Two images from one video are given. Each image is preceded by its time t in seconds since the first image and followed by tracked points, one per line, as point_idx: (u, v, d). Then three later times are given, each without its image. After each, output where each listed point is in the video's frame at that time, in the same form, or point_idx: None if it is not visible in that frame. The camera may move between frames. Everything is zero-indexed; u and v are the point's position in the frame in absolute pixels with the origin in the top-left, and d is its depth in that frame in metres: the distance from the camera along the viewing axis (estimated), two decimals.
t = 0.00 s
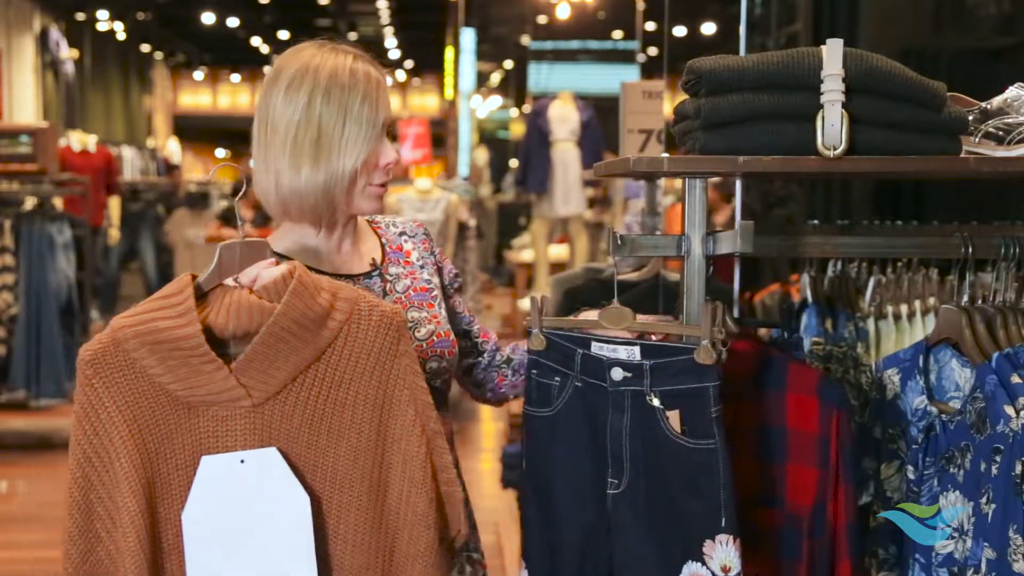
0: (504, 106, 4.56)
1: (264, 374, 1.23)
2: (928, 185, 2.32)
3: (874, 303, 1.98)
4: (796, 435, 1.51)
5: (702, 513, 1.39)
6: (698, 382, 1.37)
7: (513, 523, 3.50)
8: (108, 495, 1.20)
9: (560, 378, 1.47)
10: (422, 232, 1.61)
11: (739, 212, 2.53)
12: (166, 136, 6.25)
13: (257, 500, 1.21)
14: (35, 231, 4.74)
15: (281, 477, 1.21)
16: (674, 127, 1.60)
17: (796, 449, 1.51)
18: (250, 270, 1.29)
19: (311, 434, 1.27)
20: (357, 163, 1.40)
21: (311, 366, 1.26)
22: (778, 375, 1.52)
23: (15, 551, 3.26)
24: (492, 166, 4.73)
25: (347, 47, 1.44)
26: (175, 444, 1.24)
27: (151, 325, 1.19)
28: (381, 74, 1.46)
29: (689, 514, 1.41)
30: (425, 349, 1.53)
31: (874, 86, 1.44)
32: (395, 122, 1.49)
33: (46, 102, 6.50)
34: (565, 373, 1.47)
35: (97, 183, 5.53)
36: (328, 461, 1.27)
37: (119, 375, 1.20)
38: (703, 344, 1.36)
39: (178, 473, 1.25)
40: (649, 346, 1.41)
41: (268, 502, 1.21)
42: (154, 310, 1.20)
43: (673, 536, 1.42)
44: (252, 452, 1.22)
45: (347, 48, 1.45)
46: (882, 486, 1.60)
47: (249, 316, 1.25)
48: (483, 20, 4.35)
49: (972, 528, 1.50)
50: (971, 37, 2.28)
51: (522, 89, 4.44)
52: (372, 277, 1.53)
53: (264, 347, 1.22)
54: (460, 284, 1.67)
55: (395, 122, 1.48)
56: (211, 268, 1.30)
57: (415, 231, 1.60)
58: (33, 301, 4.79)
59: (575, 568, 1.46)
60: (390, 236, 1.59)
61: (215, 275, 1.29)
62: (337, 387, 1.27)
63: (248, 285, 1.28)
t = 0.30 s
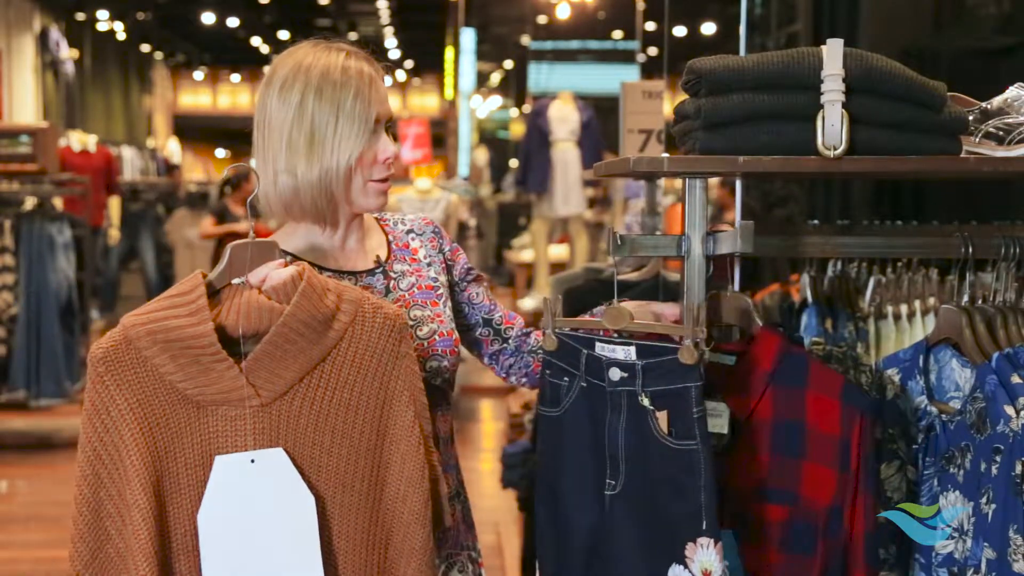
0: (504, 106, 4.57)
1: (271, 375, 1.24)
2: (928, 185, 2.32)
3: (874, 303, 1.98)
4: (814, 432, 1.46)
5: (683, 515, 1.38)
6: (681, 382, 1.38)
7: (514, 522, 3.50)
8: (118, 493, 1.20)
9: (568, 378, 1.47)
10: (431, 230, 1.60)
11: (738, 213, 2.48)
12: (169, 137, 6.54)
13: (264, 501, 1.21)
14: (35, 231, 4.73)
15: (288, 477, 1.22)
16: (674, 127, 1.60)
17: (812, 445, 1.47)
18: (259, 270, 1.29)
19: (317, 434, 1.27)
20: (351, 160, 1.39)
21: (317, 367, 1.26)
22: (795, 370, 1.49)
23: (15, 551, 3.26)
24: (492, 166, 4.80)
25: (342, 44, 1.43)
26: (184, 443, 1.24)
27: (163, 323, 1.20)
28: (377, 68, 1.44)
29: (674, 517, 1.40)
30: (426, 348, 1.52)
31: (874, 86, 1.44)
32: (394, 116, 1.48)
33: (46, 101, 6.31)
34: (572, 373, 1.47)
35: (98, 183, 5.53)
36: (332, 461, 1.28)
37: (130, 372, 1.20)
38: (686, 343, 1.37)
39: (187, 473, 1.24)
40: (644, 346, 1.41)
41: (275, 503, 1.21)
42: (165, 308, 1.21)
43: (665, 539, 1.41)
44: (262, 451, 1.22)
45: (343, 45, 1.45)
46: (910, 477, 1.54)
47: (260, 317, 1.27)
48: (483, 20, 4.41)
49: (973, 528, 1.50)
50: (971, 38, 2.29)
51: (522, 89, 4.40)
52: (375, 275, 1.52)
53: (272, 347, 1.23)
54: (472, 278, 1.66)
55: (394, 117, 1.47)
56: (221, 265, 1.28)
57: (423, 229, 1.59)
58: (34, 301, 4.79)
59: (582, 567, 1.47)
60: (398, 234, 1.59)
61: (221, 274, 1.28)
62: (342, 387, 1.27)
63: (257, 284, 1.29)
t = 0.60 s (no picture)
0: (504, 105, 4.57)
1: (264, 375, 1.24)
2: (928, 185, 2.32)
3: (874, 303, 1.98)
4: (824, 399, 1.50)
5: (662, 516, 1.39)
6: (659, 382, 1.40)
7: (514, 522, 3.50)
8: (106, 485, 1.20)
9: (577, 378, 1.50)
10: (426, 234, 1.59)
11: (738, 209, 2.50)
12: (166, 138, 6.67)
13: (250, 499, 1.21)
14: (35, 231, 4.73)
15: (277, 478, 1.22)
16: (674, 127, 1.60)
17: (822, 413, 1.50)
18: (257, 269, 1.30)
19: (306, 436, 1.27)
20: (346, 157, 1.39)
21: (310, 369, 1.26)
22: (805, 338, 1.52)
23: (15, 551, 3.27)
24: (491, 166, 4.77)
25: (341, 43, 1.43)
26: (175, 439, 1.24)
27: (162, 319, 1.21)
28: (374, 66, 1.45)
29: (655, 518, 1.40)
30: (416, 351, 1.50)
31: (874, 87, 1.44)
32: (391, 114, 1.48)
33: (46, 102, 6.31)
34: (580, 374, 1.50)
35: (97, 183, 5.53)
36: (320, 463, 1.27)
37: (126, 366, 1.20)
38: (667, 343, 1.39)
39: (177, 469, 1.25)
40: (639, 346, 1.43)
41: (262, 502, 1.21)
42: (165, 305, 1.22)
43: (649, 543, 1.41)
44: (252, 450, 1.23)
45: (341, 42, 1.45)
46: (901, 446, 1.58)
47: (257, 318, 1.28)
48: (483, 20, 4.37)
49: (973, 528, 1.49)
50: (971, 38, 2.29)
51: (522, 89, 4.42)
52: (369, 276, 1.51)
53: (267, 347, 1.24)
54: (468, 279, 1.64)
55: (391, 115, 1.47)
56: (222, 263, 1.28)
57: (418, 233, 1.58)
58: (34, 301, 4.79)
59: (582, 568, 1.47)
60: (393, 238, 1.57)
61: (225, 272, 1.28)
62: (333, 390, 1.27)
63: (256, 284, 1.29)
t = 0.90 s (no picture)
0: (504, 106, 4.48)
1: (256, 372, 1.26)
2: (928, 184, 2.32)
3: (874, 303, 1.98)
4: (802, 518, 1.54)
5: (644, 516, 1.45)
6: (642, 383, 1.44)
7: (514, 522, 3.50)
8: (95, 475, 1.22)
9: (581, 379, 1.53)
10: (416, 238, 1.58)
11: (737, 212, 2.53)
12: (166, 136, 6.06)
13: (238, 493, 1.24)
14: (35, 231, 4.74)
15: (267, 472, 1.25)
16: (673, 128, 1.60)
17: (799, 531, 1.55)
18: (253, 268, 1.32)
19: (294, 433, 1.28)
20: (340, 160, 1.39)
21: (301, 368, 1.28)
22: (791, 451, 1.56)
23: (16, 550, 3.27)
24: (492, 166, 4.64)
25: (340, 47, 1.44)
26: (164, 432, 1.26)
27: (157, 313, 1.23)
28: (374, 73, 1.45)
29: (638, 518, 1.45)
30: (404, 353, 1.50)
31: (874, 87, 1.44)
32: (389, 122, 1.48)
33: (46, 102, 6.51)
34: (582, 374, 1.53)
35: (97, 183, 5.53)
36: (307, 461, 1.29)
37: (118, 358, 1.22)
38: (653, 343, 1.41)
39: (165, 460, 1.26)
40: (634, 347, 1.45)
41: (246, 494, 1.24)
42: (162, 298, 1.24)
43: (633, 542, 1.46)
44: (238, 446, 1.25)
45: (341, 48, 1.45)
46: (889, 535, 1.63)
47: (250, 316, 1.28)
48: (483, 20, 4.35)
49: (972, 528, 1.50)
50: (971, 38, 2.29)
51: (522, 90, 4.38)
52: (357, 278, 1.51)
53: (260, 346, 1.25)
54: (453, 283, 1.62)
55: (388, 120, 1.47)
56: (218, 260, 1.31)
57: (407, 236, 1.57)
58: (34, 301, 4.78)
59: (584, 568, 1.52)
60: (383, 241, 1.57)
61: (220, 268, 1.30)
62: (323, 389, 1.28)
63: (250, 281, 1.30)
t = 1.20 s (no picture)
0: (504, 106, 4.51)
1: (263, 363, 1.24)
2: (928, 184, 2.31)
3: (874, 303, 1.98)
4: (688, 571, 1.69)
5: (679, 516, 1.40)
6: (692, 382, 1.39)
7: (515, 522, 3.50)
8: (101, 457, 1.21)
9: (548, 378, 1.47)
10: (404, 245, 1.63)
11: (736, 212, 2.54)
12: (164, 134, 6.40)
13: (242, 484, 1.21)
14: (35, 231, 4.74)
15: (270, 462, 1.22)
16: (674, 128, 1.60)
17: None
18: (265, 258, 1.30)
19: (299, 424, 1.27)
20: (343, 168, 1.40)
21: (308, 361, 1.26)
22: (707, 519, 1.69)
23: (17, 550, 3.27)
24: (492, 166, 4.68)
25: (346, 54, 1.44)
26: (171, 418, 1.25)
27: (170, 298, 1.21)
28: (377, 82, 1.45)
29: (667, 519, 1.41)
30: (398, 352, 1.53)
31: (874, 87, 1.44)
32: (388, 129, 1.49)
33: (47, 103, 6.25)
34: (553, 373, 1.47)
35: (97, 183, 5.52)
36: (310, 454, 1.27)
37: (131, 340, 1.21)
38: (702, 345, 1.38)
39: (172, 446, 1.26)
40: (643, 347, 1.43)
41: (247, 484, 1.21)
42: (178, 283, 1.22)
43: (652, 545, 1.41)
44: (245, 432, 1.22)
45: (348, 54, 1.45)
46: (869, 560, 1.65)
47: (264, 305, 1.26)
48: (483, 20, 4.41)
49: (972, 528, 1.50)
50: (971, 38, 2.28)
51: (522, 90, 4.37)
52: (354, 280, 1.54)
53: (271, 336, 1.23)
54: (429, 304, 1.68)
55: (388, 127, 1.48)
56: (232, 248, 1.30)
57: (397, 243, 1.62)
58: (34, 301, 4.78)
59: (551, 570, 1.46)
60: (373, 245, 1.61)
61: (231, 257, 1.29)
62: (330, 383, 1.27)
63: (263, 272, 1.29)
